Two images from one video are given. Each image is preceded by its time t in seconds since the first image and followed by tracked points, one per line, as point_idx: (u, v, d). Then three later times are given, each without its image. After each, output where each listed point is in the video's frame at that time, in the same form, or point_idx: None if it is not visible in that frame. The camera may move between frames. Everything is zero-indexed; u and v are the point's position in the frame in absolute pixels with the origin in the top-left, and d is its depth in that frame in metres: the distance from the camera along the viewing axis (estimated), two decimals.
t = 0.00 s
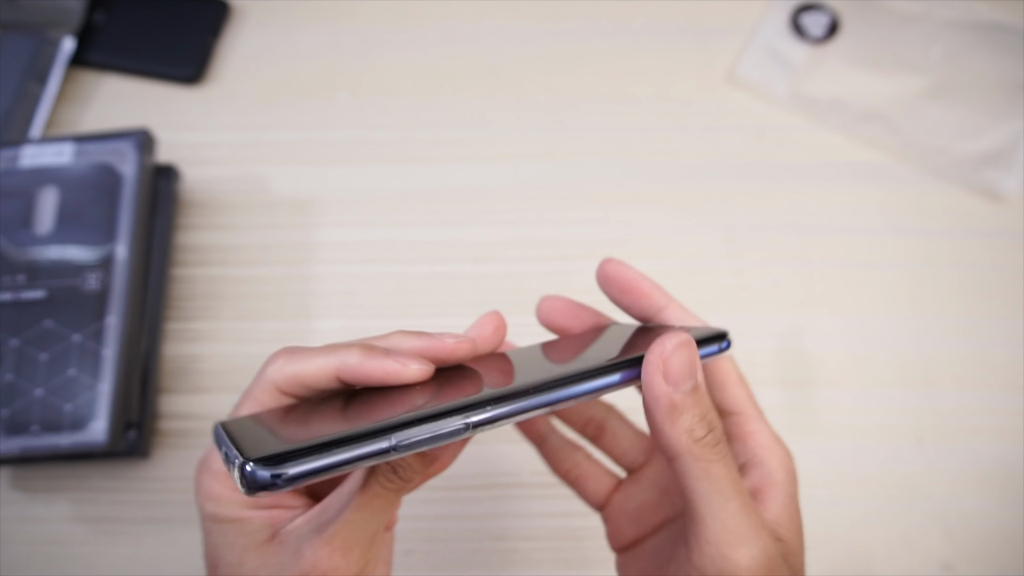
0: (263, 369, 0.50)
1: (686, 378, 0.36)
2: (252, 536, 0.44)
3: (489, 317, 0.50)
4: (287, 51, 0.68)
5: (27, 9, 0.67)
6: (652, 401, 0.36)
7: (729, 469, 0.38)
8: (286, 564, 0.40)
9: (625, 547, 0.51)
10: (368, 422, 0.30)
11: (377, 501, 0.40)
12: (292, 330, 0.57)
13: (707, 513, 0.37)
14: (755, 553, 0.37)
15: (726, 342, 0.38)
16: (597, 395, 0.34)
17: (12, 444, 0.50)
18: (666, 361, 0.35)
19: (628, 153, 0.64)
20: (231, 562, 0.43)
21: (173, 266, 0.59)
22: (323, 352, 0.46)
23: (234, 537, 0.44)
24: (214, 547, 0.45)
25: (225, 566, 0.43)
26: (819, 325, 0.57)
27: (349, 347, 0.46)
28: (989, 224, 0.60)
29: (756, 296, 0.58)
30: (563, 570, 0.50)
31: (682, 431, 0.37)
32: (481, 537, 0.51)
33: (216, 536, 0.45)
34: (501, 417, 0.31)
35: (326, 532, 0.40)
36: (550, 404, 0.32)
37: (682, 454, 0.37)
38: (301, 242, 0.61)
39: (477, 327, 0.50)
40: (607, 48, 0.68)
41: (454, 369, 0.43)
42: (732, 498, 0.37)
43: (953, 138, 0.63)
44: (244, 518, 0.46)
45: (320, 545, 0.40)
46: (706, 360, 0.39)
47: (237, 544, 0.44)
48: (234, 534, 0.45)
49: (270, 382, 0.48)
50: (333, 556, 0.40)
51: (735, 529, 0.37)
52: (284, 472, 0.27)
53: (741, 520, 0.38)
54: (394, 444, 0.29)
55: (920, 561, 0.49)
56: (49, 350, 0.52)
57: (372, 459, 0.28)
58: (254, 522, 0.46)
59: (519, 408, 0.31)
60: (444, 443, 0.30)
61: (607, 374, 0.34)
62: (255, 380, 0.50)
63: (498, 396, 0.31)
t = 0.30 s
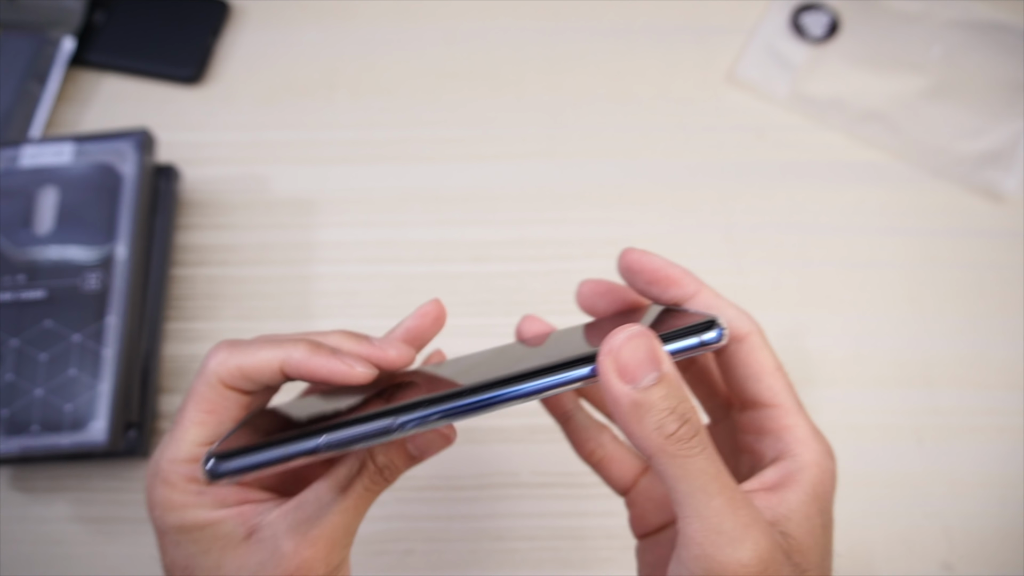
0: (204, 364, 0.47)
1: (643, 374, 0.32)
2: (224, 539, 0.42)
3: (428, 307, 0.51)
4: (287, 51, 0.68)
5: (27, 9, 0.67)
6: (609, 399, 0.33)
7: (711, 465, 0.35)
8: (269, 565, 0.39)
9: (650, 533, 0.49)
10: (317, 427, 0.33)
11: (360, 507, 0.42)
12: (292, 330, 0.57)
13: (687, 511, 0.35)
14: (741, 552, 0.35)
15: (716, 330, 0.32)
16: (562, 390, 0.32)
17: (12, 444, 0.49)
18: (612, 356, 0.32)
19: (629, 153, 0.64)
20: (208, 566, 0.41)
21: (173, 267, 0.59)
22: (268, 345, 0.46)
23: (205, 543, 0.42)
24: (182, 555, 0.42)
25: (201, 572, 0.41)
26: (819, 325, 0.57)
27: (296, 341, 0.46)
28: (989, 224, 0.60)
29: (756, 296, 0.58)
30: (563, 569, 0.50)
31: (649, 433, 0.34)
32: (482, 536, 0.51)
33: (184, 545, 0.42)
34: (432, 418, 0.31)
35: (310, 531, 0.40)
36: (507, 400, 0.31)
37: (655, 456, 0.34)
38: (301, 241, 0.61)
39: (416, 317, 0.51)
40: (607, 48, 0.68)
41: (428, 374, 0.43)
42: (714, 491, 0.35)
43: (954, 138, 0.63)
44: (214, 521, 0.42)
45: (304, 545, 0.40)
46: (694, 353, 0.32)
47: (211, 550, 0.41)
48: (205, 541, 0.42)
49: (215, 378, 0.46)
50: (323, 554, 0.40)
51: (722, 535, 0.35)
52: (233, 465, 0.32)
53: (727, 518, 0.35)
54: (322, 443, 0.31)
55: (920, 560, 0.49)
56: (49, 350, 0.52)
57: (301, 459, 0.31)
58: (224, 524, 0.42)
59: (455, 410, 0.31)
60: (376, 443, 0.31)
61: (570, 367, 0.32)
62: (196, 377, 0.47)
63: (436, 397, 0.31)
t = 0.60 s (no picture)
0: (195, 365, 0.44)
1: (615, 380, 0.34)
2: (230, 541, 0.41)
3: (417, 294, 0.51)
4: (287, 51, 0.69)
5: (28, 9, 0.67)
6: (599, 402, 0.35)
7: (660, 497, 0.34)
8: (287, 556, 0.40)
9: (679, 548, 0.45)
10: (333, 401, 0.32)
11: (366, 479, 0.43)
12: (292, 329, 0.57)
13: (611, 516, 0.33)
14: None
15: (692, 255, 0.31)
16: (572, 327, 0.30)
17: (12, 444, 0.50)
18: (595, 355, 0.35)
19: (629, 153, 0.64)
20: (218, 569, 0.41)
21: (173, 267, 0.59)
22: (268, 341, 0.43)
23: (209, 549, 0.41)
24: (185, 565, 0.41)
25: None
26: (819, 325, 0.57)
27: (297, 334, 0.43)
28: (989, 223, 0.60)
29: (757, 295, 0.58)
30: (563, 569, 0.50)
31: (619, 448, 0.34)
32: (482, 536, 0.51)
33: (184, 555, 0.41)
34: (450, 375, 0.29)
35: (325, 512, 0.41)
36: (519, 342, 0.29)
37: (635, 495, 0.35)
38: (301, 241, 0.61)
39: (404, 303, 0.51)
40: (607, 48, 0.68)
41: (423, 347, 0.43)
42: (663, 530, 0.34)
43: (953, 138, 0.63)
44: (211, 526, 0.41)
45: (321, 527, 0.41)
46: (675, 279, 0.31)
47: (219, 553, 0.41)
48: (207, 545, 0.41)
49: (208, 377, 0.43)
50: (340, 532, 0.41)
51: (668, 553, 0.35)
52: (250, 456, 0.31)
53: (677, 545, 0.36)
54: (348, 416, 0.30)
55: (920, 560, 0.50)
56: (49, 350, 0.52)
57: (327, 436, 0.30)
58: (224, 526, 0.41)
59: (470, 362, 0.29)
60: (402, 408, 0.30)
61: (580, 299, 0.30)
62: (185, 379, 0.44)
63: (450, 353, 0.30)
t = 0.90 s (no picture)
0: (214, 351, 0.43)
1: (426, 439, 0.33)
2: (258, 530, 0.40)
3: (421, 276, 0.51)
4: (287, 51, 0.68)
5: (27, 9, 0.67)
6: (383, 483, 0.31)
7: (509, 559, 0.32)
8: (317, 541, 0.40)
9: None
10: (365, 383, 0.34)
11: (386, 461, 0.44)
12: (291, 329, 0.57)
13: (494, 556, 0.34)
14: None
15: (685, 228, 0.36)
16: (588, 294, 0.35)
17: (12, 444, 0.50)
18: (371, 418, 0.31)
19: (628, 153, 0.64)
20: (247, 560, 0.40)
21: (172, 267, 0.59)
22: (289, 323, 0.43)
23: (237, 539, 0.40)
24: (211, 558, 0.40)
25: (240, 568, 0.40)
26: (819, 325, 0.57)
27: (318, 316, 0.43)
28: (990, 224, 0.60)
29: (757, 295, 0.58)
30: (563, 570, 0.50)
31: (448, 523, 0.31)
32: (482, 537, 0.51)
33: (210, 548, 0.40)
34: (486, 342, 0.33)
35: (351, 495, 0.41)
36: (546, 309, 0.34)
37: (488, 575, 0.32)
38: (301, 241, 0.61)
39: (410, 286, 0.51)
40: (607, 48, 0.68)
41: (434, 327, 0.45)
42: None
43: (954, 138, 0.63)
44: (238, 516, 0.40)
45: (348, 511, 0.41)
46: (669, 249, 0.37)
47: (247, 544, 0.40)
48: (235, 536, 0.40)
49: (231, 362, 0.42)
50: (366, 514, 0.42)
51: None
52: (298, 434, 0.32)
53: None
54: (393, 390, 0.33)
55: (920, 561, 0.49)
56: (49, 350, 0.52)
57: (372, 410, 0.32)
58: (251, 515, 0.41)
59: (504, 329, 0.33)
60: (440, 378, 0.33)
61: (597, 269, 0.35)
62: (204, 365, 0.43)
63: (481, 324, 0.34)
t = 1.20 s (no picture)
0: (217, 355, 0.43)
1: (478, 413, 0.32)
2: (264, 534, 0.39)
3: (423, 278, 0.51)
4: (287, 51, 0.68)
5: (26, 9, 0.67)
6: (437, 454, 0.30)
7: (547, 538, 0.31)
8: (323, 545, 0.39)
9: None
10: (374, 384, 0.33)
11: (394, 466, 0.42)
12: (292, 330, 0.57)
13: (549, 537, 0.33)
14: None
15: (688, 226, 0.36)
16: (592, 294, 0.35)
17: (11, 444, 0.49)
18: (425, 389, 0.30)
19: (628, 153, 0.64)
20: (252, 565, 0.39)
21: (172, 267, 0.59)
22: (293, 327, 0.43)
23: (242, 544, 0.39)
24: (216, 564, 0.39)
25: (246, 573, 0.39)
26: (819, 325, 0.57)
27: (321, 320, 0.43)
28: (990, 224, 0.60)
29: (757, 296, 0.58)
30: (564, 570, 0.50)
31: (498, 494, 0.30)
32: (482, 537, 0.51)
33: (215, 553, 0.39)
34: (490, 343, 0.33)
35: (358, 497, 0.40)
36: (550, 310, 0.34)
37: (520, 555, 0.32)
38: (301, 241, 0.61)
39: (412, 289, 0.51)
40: (607, 48, 0.68)
41: (438, 330, 0.44)
42: None
43: (954, 139, 0.63)
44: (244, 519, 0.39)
45: (354, 514, 0.40)
46: (673, 248, 0.36)
47: (252, 548, 0.39)
48: (240, 541, 0.39)
49: (235, 366, 0.42)
50: (374, 518, 0.40)
51: None
52: (304, 439, 0.31)
53: None
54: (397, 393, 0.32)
55: (920, 561, 0.49)
56: (48, 350, 0.52)
57: (378, 413, 0.32)
58: (257, 520, 0.39)
59: (509, 330, 0.33)
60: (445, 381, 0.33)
61: (601, 269, 0.35)
62: (207, 370, 0.43)
63: (486, 325, 0.34)
